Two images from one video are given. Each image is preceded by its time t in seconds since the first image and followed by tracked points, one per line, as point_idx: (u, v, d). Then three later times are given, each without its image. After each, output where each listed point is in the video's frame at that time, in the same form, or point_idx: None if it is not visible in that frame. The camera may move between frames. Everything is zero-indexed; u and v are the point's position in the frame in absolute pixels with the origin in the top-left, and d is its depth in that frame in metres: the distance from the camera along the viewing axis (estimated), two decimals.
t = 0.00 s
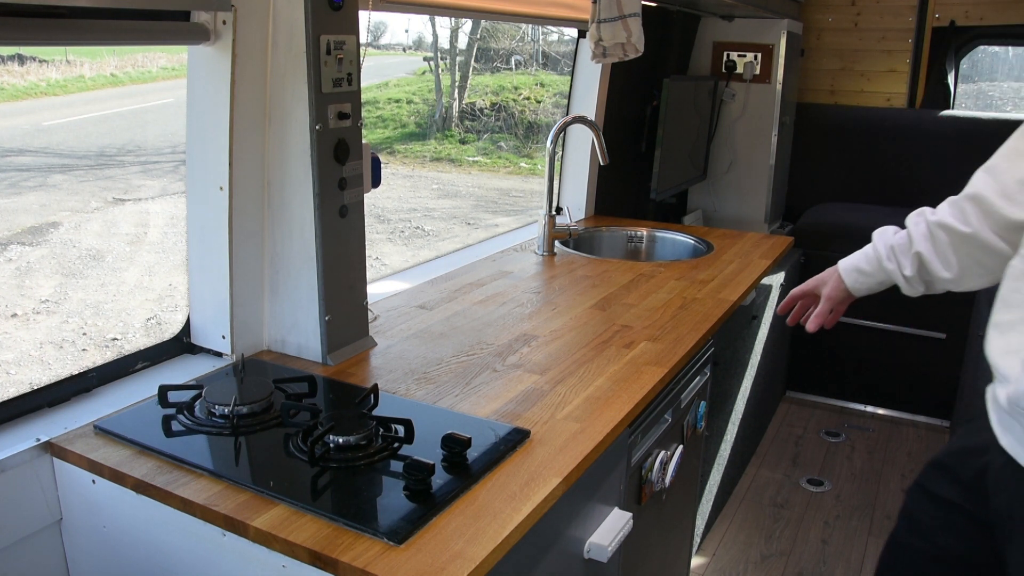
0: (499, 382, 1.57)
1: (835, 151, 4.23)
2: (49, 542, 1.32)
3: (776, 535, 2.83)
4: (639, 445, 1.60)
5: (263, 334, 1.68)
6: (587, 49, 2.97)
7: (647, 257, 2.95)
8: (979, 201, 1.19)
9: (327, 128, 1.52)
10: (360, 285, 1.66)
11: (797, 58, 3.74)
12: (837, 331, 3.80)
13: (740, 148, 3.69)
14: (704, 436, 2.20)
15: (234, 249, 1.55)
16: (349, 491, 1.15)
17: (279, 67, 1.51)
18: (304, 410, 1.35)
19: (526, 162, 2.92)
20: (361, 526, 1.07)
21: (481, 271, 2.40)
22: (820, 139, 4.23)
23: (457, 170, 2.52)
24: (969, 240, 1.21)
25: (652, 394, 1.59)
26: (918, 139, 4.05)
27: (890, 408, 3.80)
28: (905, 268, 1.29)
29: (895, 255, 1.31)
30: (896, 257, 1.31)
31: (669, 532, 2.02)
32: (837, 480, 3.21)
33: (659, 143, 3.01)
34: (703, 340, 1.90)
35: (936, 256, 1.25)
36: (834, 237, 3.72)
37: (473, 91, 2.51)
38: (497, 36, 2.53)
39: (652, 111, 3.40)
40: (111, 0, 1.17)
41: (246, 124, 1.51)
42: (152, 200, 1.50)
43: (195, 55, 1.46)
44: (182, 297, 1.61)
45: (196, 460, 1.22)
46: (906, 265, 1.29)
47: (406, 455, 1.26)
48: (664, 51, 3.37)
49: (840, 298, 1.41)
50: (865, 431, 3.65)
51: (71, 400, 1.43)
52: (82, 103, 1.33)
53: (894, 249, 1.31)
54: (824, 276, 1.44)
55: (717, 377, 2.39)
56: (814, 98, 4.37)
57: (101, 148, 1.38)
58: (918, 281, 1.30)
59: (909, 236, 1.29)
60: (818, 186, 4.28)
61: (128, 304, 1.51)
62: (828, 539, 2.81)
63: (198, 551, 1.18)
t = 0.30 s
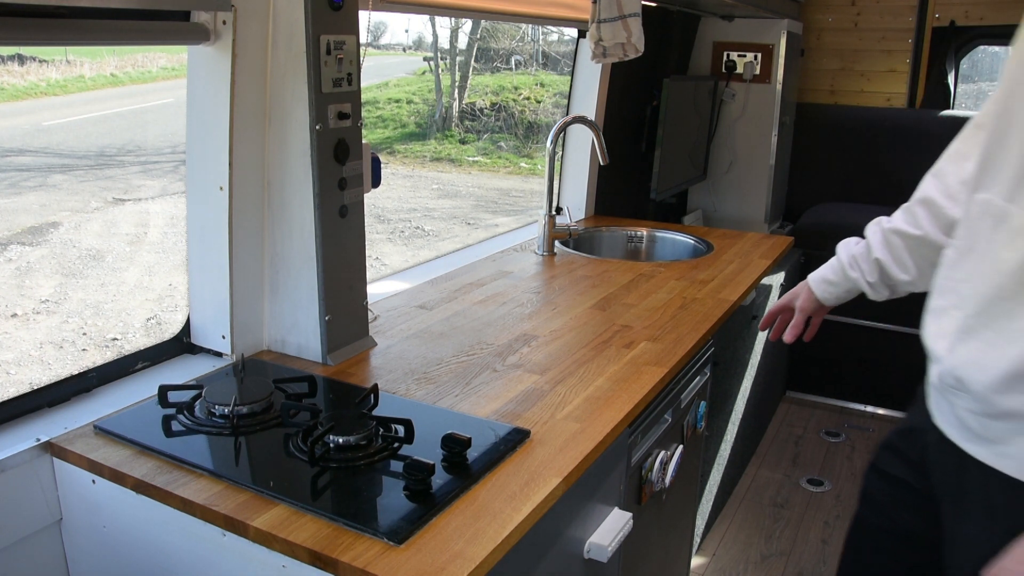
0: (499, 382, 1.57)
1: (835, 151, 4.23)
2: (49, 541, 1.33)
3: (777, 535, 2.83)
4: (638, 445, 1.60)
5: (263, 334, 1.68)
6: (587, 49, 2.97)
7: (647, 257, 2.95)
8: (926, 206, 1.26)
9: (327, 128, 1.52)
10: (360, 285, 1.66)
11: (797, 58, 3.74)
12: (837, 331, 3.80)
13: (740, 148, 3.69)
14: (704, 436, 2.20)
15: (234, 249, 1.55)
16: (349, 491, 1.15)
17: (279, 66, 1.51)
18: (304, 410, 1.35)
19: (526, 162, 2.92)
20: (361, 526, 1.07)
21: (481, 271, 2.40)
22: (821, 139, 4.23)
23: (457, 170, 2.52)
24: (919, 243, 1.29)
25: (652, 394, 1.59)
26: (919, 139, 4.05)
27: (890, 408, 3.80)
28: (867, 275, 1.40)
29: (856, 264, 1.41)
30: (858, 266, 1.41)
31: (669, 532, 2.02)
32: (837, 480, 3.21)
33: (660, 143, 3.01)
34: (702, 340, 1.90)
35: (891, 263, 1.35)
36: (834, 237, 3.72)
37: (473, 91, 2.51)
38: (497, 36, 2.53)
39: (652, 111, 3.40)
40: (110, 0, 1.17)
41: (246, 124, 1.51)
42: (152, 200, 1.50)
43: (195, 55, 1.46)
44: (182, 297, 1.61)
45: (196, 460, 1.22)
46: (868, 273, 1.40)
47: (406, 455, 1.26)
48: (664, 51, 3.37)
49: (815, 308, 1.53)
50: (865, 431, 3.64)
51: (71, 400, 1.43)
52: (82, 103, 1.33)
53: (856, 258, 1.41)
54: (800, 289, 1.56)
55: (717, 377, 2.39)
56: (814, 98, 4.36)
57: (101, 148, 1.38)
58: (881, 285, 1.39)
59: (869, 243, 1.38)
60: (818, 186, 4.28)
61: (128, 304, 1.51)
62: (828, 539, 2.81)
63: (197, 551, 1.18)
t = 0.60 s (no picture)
0: (499, 382, 1.57)
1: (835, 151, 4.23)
2: (49, 542, 1.32)
3: (776, 535, 2.83)
4: (639, 445, 1.60)
5: (263, 334, 1.68)
6: (587, 49, 2.96)
7: (647, 257, 2.95)
8: (873, 208, 1.58)
9: (327, 128, 1.52)
10: (360, 284, 1.66)
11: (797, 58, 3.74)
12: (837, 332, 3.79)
13: (740, 148, 3.69)
14: (704, 437, 2.20)
15: (234, 249, 1.55)
16: (349, 491, 1.15)
17: (279, 67, 1.51)
18: (304, 410, 1.35)
19: (526, 162, 2.92)
20: (361, 526, 1.07)
21: (481, 271, 2.40)
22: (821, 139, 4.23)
23: (457, 170, 2.52)
24: (872, 241, 1.58)
25: (652, 394, 1.59)
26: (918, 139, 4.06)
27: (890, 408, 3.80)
28: (833, 279, 1.65)
29: (820, 270, 1.66)
30: (823, 272, 1.66)
31: (669, 532, 2.02)
32: (837, 480, 3.21)
33: (660, 143, 3.01)
34: (702, 340, 1.90)
35: (851, 264, 1.62)
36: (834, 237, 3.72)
37: (472, 91, 2.51)
38: (497, 36, 2.53)
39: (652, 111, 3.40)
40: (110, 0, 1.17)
41: (246, 124, 1.51)
42: (152, 200, 1.50)
43: (195, 55, 1.46)
44: (182, 297, 1.61)
45: (196, 460, 1.22)
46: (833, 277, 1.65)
47: (406, 455, 1.26)
48: (664, 51, 3.37)
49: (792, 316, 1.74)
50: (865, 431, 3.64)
51: (71, 400, 1.43)
52: (82, 103, 1.33)
53: (819, 265, 1.66)
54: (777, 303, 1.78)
55: (717, 377, 2.39)
56: (814, 98, 4.26)
57: (101, 147, 1.38)
58: (846, 286, 1.64)
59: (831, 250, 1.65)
60: (818, 186, 4.28)
61: (128, 304, 1.51)
62: (828, 539, 2.81)
63: (198, 551, 1.18)
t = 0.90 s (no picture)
0: (499, 382, 1.57)
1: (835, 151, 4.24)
2: (49, 542, 1.32)
3: (776, 535, 2.83)
4: (639, 445, 1.60)
5: (263, 334, 1.68)
6: (588, 49, 2.96)
7: (647, 257, 2.95)
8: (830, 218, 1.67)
9: (327, 128, 1.52)
10: (360, 284, 1.66)
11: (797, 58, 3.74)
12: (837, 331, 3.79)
13: (740, 148, 3.69)
14: (704, 437, 2.20)
15: (234, 249, 1.55)
16: (349, 491, 1.15)
17: (279, 67, 1.51)
18: (304, 410, 1.35)
19: (526, 162, 2.92)
20: (361, 526, 1.07)
21: (482, 271, 2.40)
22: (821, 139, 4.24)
23: (457, 170, 2.52)
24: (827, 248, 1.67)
25: (652, 394, 1.59)
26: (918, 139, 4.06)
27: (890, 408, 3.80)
28: (793, 284, 1.74)
29: (780, 275, 1.76)
30: (785, 277, 1.75)
31: (669, 532, 2.02)
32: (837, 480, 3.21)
33: (660, 143, 3.01)
34: (702, 340, 1.91)
35: (808, 270, 1.71)
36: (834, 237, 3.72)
37: (473, 91, 2.51)
38: (497, 36, 2.53)
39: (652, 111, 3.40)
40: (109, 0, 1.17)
41: (246, 124, 1.51)
42: (152, 200, 1.50)
43: (195, 55, 1.46)
44: (182, 297, 1.61)
45: (196, 460, 1.22)
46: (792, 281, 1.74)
47: (406, 455, 1.26)
48: (664, 51, 3.37)
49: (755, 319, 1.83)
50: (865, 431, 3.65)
51: (71, 400, 1.43)
52: (82, 103, 1.33)
53: (780, 271, 1.76)
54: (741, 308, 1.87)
55: (718, 377, 2.39)
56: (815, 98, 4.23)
57: (101, 147, 1.38)
58: (805, 291, 1.73)
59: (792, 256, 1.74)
60: (818, 187, 4.28)
61: (128, 303, 1.51)
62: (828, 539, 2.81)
63: (198, 551, 1.18)
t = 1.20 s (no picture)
0: (499, 382, 1.57)
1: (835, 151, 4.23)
2: (49, 542, 1.32)
3: (776, 535, 2.83)
4: (639, 445, 1.60)
5: (263, 334, 1.68)
6: (587, 48, 2.96)
7: (647, 257, 2.95)
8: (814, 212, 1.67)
9: (327, 128, 1.52)
10: (360, 284, 1.66)
11: (798, 58, 3.74)
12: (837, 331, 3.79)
13: (740, 148, 3.69)
14: (704, 436, 2.20)
15: (234, 249, 1.55)
16: (349, 491, 1.15)
17: (279, 67, 1.51)
18: (304, 410, 1.34)
19: (526, 162, 2.92)
20: (361, 526, 1.07)
21: (481, 271, 2.40)
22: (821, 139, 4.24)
23: (457, 170, 2.52)
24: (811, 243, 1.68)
25: (652, 394, 1.59)
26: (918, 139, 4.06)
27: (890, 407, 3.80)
28: (785, 280, 1.75)
29: (773, 271, 1.78)
30: (777, 273, 1.77)
31: (669, 532, 2.02)
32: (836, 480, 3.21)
33: (659, 143, 3.01)
34: (702, 340, 1.90)
35: (796, 266, 1.72)
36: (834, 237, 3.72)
37: (473, 91, 2.51)
38: (497, 36, 2.53)
39: (652, 111, 3.40)
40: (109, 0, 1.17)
41: (246, 124, 1.51)
42: (152, 199, 1.50)
43: (195, 55, 1.46)
44: (182, 297, 1.61)
45: (196, 460, 1.22)
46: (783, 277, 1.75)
47: (406, 455, 1.26)
48: (664, 52, 3.37)
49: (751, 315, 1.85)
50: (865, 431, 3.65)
51: (71, 400, 1.43)
52: (82, 103, 1.33)
53: (774, 267, 1.78)
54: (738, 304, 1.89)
55: (718, 377, 2.39)
56: (815, 98, 4.23)
57: (101, 147, 1.38)
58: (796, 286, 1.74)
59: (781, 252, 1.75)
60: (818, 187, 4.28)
61: (128, 303, 1.51)
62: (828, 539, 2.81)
63: (196, 551, 1.18)
